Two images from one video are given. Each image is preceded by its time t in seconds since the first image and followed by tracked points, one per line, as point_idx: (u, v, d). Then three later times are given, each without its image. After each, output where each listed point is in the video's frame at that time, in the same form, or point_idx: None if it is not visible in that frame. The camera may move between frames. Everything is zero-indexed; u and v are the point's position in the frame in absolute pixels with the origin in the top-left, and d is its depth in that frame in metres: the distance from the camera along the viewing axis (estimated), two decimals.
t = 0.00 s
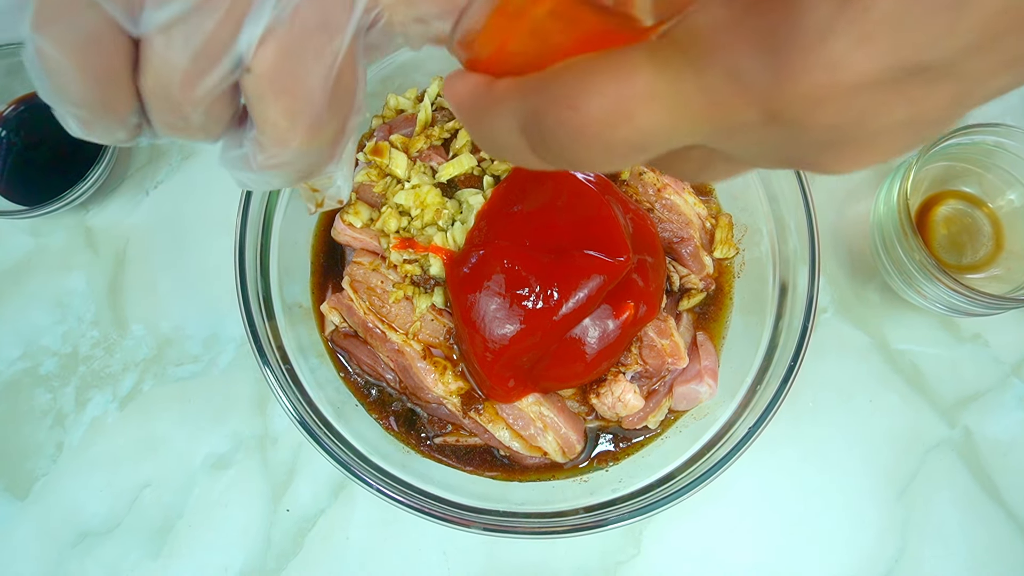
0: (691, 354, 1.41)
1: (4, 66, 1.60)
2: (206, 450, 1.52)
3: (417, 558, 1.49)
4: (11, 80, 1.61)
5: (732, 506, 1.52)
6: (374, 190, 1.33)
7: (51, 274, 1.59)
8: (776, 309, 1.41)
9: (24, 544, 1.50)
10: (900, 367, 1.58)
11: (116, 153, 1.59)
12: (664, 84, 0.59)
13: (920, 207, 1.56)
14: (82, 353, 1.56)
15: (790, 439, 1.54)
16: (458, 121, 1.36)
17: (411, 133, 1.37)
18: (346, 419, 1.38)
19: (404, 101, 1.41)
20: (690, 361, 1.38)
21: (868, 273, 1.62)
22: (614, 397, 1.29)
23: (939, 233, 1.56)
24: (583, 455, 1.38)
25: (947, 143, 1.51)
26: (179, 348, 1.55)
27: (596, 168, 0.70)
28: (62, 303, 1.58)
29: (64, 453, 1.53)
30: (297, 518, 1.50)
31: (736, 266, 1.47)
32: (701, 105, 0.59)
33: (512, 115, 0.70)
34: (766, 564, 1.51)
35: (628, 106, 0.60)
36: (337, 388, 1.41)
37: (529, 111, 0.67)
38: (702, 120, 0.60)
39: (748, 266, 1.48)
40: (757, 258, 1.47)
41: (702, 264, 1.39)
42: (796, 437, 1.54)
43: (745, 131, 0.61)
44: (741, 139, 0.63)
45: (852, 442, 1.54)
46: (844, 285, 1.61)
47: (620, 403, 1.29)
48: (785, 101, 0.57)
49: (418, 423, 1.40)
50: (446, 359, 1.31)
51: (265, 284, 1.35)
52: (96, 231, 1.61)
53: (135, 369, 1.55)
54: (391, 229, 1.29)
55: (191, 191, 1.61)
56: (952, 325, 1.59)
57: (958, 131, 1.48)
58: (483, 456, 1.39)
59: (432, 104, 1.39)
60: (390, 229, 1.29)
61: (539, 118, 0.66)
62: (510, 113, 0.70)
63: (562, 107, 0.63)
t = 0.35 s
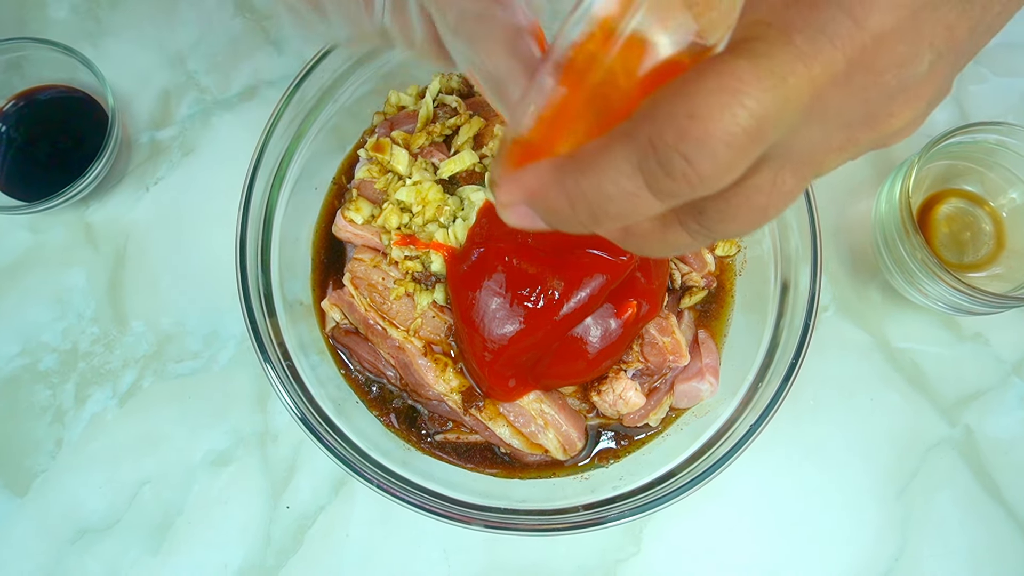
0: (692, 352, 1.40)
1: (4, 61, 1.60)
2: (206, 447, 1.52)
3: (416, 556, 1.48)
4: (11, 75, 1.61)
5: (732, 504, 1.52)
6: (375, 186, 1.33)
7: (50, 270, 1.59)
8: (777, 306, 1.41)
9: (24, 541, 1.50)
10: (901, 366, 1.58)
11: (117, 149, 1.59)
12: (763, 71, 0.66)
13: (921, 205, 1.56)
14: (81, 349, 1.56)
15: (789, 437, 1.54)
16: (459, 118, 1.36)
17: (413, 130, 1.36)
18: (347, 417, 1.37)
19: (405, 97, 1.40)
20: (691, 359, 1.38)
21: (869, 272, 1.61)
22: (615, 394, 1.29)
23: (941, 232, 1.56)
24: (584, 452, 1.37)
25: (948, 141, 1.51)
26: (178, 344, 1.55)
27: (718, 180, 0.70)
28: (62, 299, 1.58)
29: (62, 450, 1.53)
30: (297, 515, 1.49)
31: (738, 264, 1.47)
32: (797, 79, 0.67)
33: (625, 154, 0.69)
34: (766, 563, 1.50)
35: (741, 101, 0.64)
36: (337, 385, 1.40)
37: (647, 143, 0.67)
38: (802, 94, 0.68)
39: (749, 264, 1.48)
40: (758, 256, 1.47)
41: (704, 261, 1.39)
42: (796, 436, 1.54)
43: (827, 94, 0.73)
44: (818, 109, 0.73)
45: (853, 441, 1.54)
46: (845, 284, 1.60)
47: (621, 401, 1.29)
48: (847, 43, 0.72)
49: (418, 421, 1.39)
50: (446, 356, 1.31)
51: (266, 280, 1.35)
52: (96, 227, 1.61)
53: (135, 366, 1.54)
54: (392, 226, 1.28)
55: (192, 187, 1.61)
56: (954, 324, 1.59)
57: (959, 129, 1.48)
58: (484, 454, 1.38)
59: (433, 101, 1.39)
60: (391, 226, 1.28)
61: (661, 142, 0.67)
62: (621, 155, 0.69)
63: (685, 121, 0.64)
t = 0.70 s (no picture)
0: (686, 356, 1.40)
1: None
2: (200, 453, 1.51)
3: (411, 561, 1.48)
4: (2, 80, 1.61)
5: (728, 508, 1.51)
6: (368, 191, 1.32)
7: (43, 276, 1.59)
8: (771, 309, 1.41)
9: (17, 548, 1.50)
10: (896, 368, 1.57)
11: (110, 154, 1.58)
12: None
13: (915, 206, 1.56)
14: (75, 355, 1.55)
15: (784, 440, 1.54)
16: (452, 123, 1.36)
17: (405, 135, 1.37)
18: (340, 422, 1.38)
19: (398, 102, 1.40)
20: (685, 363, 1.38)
21: (864, 275, 1.61)
22: (609, 399, 1.29)
23: (936, 234, 1.55)
24: (578, 457, 1.37)
25: (943, 142, 1.51)
26: (172, 350, 1.55)
27: (726, 55, 0.70)
28: (55, 305, 1.57)
29: (55, 457, 1.52)
30: (292, 521, 1.49)
31: (732, 267, 1.47)
32: None
33: (628, 20, 0.68)
34: (762, 567, 1.50)
35: None
36: (330, 391, 1.40)
37: (652, 5, 0.67)
38: None
39: (743, 267, 1.47)
40: (752, 259, 1.47)
41: (697, 265, 1.39)
42: (791, 438, 1.54)
43: None
44: None
45: (848, 443, 1.54)
46: (840, 287, 1.60)
47: (615, 406, 1.29)
48: None
49: (412, 427, 1.39)
50: (440, 361, 1.31)
51: (258, 286, 1.34)
52: (89, 232, 1.60)
53: (128, 372, 1.54)
54: (384, 231, 1.28)
55: (185, 192, 1.60)
56: (949, 326, 1.59)
57: (954, 130, 1.48)
58: (477, 459, 1.38)
59: (425, 106, 1.39)
60: (383, 231, 1.28)
61: (667, 4, 0.67)
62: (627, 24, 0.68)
63: None
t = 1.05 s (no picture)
0: (685, 389, 1.37)
1: None
2: (191, 493, 1.48)
3: None
4: None
5: (733, 543, 1.48)
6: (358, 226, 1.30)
7: (33, 314, 1.56)
8: (772, 340, 1.37)
9: None
10: (902, 395, 1.54)
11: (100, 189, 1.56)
12: (709, 15, 0.70)
13: (917, 230, 1.53)
14: (64, 394, 1.53)
15: (789, 471, 1.50)
16: (443, 155, 1.34)
17: (396, 167, 1.35)
18: (332, 462, 1.35)
19: (388, 133, 1.39)
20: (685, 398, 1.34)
21: (867, 301, 1.58)
22: (607, 436, 1.26)
23: (938, 257, 1.52)
24: (577, 494, 1.34)
25: (943, 165, 1.48)
26: (163, 387, 1.52)
27: (695, 126, 0.75)
28: (44, 343, 1.55)
29: (43, 499, 1.49)
30: (285, 563, 1.45)
31: (731, 297, 1.44)
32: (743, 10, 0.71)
33: (602, 119, 0.74)
34: None
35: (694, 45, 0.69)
36: (322, 429, 1.37)
37: (619, 104, 0.73)
38: (750, 23, 0.72)
39: (742, 297, 1.45)
40: (752, 288, 1.44)
41: (695, 296, 1.36)
42: (795, 469, 1.50)
43: (783, 15, 0.76)
44: (776, 33, 0.77)
45: (854, 473, 1.50)
46: (842, 312, 1.57)
47: (613, 443, 1.26)
48: None
49: (406, 466, 1.36)
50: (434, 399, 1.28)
51: (246, 323, 1.33)
52: (79, 268, 1.58)
53: (119, 410, 1.51)
54: (375, 267, 1.27)
55: (176, 226, 1.59)
56: (955, 351, 1.56)
57: (953, 153, 1.46)
58: (473, 499, 1.35)
59: (416, 138, 1.38)
60: (374, 267, 1.27)
61: (630, 100, 0.72)
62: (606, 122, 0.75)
63: (645, 72, 0.70)
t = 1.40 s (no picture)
0: (695, 406, 1.27)
1: None
2: (166, 520, 1.39)
3: None
4: None
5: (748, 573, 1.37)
6: (343, 233, 1.23)
7: (5, 330, 1.48)
8: (788, 353, 1.28)
9: None
10: (927, 413, 1.44)
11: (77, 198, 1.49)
12: None
13: (939, 237, 1.44)
14: (34, 414, 1.44)
15: (807, 495, 1.40)
16: (433, 158, 1.27)
17: (384, 172, 1.27)
18: (315, 488, 1.26)
19: (376, 137, 1.31)
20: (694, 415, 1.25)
21: (885, 312, 1.49)
22: (610, 457, 1.16)
23: (962, 266, 1.43)
24: (579, 521, 1.23)
25: (966, 168, 1.40)
26: (139, 408, 1.43)
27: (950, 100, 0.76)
28: (15, 360, 1.46)
29: (8, 527, 1.39)
30: None
31: (742, 307, 1.36)
32: None
33: (856, 135, 0.80)
34: None
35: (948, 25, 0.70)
36: (305, 451, 1.28)
37: (885, 113, 0.77)
38: None
39: (754, 307, 1.36)
40: (764, 298, 1.35)
41: (704, 306, 1.28)
42: (816, 493, 1.40)
43: None
44: None
45: (878, 497, 1.40)
46: (860, 325, 1.48)
47: (617, 465, 1.16)
48: None
49: (393, 490, 1.26)
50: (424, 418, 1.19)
51: (221, 337, 1.25)
52: (54, 282, 1.50)
53: (92, 432, 1.42)
54: (360, 275, 1.19)
55: (157, 237, 1.51)
56: (982, 366, 1.46)
57: (977, 154, 1.37)
58: (466, 526, 1.24)
59: (406, 141, 1.30)
60: (359, 275, 1.19)
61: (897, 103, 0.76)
62: (765, 169, 0.87)
63: (904, 61, 0.73)
